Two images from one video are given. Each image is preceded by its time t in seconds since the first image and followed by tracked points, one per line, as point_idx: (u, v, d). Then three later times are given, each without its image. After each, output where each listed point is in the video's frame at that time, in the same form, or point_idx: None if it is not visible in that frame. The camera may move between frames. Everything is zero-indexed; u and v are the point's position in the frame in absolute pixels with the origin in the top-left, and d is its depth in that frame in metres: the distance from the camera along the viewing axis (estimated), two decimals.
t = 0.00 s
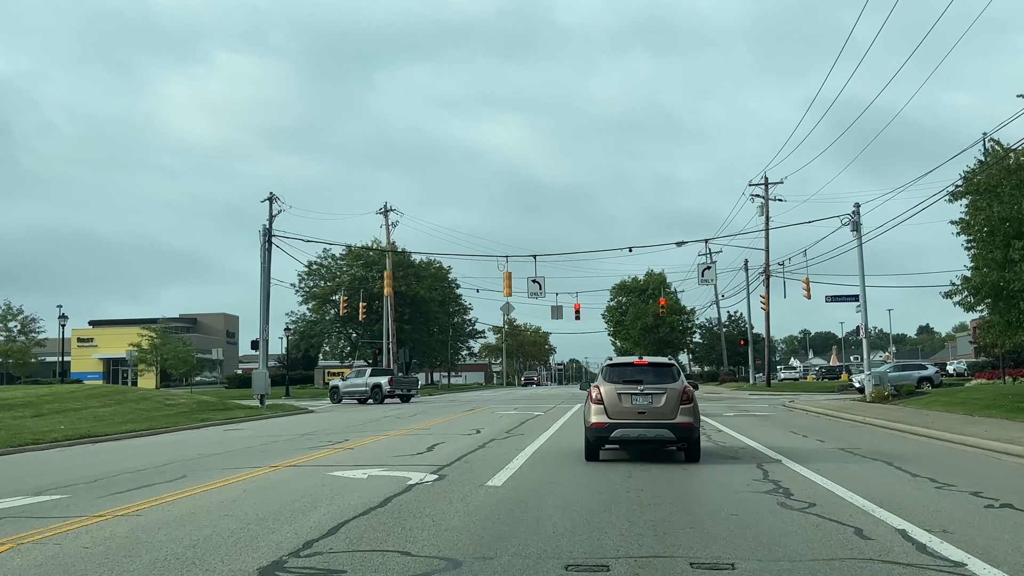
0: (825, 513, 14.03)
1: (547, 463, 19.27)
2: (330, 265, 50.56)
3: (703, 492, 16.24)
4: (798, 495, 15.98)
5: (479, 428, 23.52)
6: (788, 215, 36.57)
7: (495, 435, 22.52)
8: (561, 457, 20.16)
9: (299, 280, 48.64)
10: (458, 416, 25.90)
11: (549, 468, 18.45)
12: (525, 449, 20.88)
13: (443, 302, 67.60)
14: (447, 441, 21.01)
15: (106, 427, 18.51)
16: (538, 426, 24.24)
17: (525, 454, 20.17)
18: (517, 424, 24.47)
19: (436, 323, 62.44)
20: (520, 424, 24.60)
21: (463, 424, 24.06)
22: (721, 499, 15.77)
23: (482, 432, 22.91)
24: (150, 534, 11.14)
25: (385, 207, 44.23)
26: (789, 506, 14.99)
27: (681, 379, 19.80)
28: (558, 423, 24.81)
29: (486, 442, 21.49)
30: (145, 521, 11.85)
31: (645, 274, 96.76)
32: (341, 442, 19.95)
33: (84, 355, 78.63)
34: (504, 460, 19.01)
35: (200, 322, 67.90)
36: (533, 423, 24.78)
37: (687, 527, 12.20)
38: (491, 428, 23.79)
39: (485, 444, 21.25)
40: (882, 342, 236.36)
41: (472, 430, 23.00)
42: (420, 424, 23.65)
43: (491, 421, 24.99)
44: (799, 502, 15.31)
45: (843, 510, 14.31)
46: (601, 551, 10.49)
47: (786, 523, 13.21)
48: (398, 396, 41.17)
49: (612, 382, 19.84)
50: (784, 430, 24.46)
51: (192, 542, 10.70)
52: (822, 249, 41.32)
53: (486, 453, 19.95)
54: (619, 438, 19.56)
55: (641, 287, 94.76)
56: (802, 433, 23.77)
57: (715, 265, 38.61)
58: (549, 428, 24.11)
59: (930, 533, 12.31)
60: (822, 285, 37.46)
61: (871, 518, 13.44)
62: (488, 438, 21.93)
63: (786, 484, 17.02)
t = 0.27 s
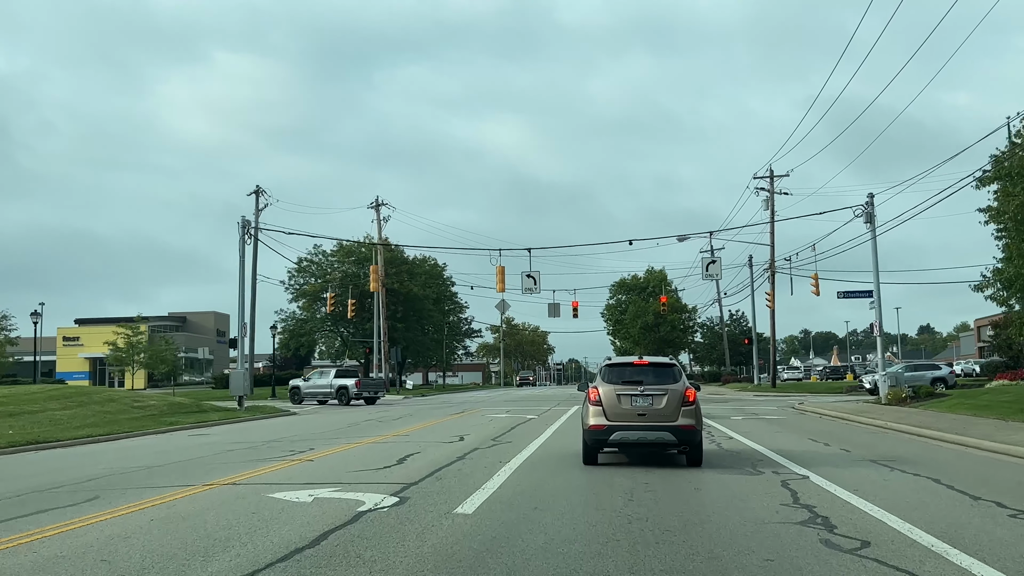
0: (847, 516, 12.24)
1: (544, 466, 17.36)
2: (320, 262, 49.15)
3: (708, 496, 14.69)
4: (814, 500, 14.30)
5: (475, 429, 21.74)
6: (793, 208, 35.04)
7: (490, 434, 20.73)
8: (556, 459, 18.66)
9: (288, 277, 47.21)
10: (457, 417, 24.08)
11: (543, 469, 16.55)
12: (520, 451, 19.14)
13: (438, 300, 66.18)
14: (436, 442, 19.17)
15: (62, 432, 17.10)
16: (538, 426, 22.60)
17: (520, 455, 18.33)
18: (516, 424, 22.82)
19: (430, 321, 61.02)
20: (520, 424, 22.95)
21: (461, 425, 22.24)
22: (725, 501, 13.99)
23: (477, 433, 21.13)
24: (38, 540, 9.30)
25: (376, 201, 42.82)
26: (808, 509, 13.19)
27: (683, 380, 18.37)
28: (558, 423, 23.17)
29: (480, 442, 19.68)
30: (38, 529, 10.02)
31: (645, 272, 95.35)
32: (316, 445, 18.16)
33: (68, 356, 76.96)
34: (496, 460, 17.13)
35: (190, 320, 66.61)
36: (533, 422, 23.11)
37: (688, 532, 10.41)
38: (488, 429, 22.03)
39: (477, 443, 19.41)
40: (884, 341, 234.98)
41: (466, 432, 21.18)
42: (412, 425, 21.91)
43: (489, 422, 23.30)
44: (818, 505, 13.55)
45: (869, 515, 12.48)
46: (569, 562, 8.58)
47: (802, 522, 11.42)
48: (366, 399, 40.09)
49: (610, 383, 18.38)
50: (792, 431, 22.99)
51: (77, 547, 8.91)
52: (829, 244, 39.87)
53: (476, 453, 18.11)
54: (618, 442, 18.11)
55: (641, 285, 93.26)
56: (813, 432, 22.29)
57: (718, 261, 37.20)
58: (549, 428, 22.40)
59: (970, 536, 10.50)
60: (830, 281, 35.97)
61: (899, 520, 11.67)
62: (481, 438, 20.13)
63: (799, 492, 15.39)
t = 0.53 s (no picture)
0: (859, 520, 10.28)
1: (541, 471, 15.74)
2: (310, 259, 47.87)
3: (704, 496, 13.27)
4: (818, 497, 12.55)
5: (469, 430, 20.14)
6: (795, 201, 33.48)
7: (483, 437, 19.14)
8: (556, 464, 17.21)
9: (277, 275, 45.92)
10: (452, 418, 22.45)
11: (538, 474, 14.85)
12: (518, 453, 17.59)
13: (433, 298, 64.94)
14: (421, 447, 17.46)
15: (10, 436, 15.82)
16: (536, 426, 21.07)
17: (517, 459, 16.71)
18: (514, 424, 21.30)
19: (423, 319, 59.82)
20: (518, 424, 21.40)
21: (454, 427, 20.62)
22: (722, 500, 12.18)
23: (470, 434, 19.51)
24: None
25: (367, 195, 41.47)
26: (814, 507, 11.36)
27: (684, 381, 17.04)
28: (557, 423, 21.65)
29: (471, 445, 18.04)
30: None
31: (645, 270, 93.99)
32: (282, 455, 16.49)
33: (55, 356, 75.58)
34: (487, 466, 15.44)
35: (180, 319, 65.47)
36: (530, 423, 21.57)
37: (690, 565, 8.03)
38: (483, 429, 20.46)
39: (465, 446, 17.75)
40: (885, 341, 233.63)
41: (459, 434, 19.53)
42: (400, 429, 20.30)
43: (486, 421, 21.75)
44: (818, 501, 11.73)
45: (880, 518, 10.52)
46: None
47: (808, 529, 9.54)
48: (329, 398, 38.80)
49: (608, 384, 16.99)
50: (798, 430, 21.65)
51: None
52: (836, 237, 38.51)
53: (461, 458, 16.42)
54: (617, 447, 16.71)
55: (641, 283, 91.88)
56: (818, 424, 20.92)
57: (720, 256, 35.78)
58: (549, 428, 20.84)
59: None
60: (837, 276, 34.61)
61: (927, 533, 9.58)
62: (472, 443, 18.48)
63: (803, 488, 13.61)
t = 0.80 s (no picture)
0: (926, 565, 8.25)
1: (529, 481, 14.14)
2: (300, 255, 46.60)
3: (707, 511, 11.39)
4: (844, 517, 10.81)
5: (458, 435, 18.51)
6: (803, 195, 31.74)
7: (471, 443, 17.50)
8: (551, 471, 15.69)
9: (267, 271, 44.63)
10: (442, 421, 20.82)
11: (526, 488, 13.17)
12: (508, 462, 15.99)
13: (427, 296, 63.73)
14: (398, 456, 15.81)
15: None
16: (532, 428, 19.49)
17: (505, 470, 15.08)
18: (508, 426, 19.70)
19: (417, 317, 58.57)
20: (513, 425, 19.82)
21: (442, 433, 19.01)
22: (732, 522, 10.36)
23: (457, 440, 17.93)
24: None
25: (358, 188, 40.16)
26: (860, 543, 9.23)
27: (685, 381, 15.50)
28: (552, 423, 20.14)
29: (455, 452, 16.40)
30: None
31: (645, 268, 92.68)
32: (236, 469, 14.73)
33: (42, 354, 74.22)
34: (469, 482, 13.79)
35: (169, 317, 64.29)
36: (525, 424, 20.03)
37: None
38: (473, 434, 18.86)
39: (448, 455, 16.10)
40: (886, 341, 232.39)
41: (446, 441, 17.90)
42: (383, 436, 18.67)
43: (478, 424, 20.15)
44: (860, 529, 9.87)
45: (945, 557, 8.55)
46: None
47: None
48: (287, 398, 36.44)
49: (606, 384, 15.46)
50: (805, 431, 20.38)
51: None
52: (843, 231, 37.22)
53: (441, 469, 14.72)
54: (616, 451, 15.21)
55: (641, 281, 90.55)
56: (827, 425, 19.62)
57: (723, 251, 34.47)
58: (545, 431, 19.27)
59: None
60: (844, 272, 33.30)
61: None
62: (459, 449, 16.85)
63: (819, 503, 11.83)
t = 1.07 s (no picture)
0: None
1: (520, 493, 11.91)
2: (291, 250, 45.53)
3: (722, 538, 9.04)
4: (901, 554, 8.32)
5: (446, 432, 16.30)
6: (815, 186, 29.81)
7: (457, 442, 15.30)
8: (539, 472, 13.84)
9: (256, 268, 43.49)
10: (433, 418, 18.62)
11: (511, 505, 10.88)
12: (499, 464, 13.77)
13: (421, 294, 62.54)
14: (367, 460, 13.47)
15: None
16: (529, 427, 17.40)
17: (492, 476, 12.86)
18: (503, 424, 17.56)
19: (411, 315, 57.39)
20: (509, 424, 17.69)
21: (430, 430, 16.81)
22: (759, 563, 7.93)
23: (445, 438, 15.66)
24: None
25: (348, 181, 38.86)
26: None
27: (689, 381, 13.72)
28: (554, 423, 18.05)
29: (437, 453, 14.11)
30: None
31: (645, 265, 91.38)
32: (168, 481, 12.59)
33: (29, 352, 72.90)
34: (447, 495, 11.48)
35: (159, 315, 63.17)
36: (524, 423, 17.91)
37: None
38: (465, 431, 16.66)
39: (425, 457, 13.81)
40: (886, 340, 231.10)
41: (430, 438, 15.64)
42: (361, 434, 16.42)
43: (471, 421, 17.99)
44: None
45: None
46: None
47: None
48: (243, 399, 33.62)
49: (602, 383, 13.69)
50: (815, 431, 19.02)
51: None
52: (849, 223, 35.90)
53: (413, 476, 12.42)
54: (615, 456, 13.47)
55: (641, 279, 89.35)
56: (838, 423, 18.28)
57: (726, 245, 33.13)
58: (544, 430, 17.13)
59: None
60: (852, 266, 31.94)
61: None
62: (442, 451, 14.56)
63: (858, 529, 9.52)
